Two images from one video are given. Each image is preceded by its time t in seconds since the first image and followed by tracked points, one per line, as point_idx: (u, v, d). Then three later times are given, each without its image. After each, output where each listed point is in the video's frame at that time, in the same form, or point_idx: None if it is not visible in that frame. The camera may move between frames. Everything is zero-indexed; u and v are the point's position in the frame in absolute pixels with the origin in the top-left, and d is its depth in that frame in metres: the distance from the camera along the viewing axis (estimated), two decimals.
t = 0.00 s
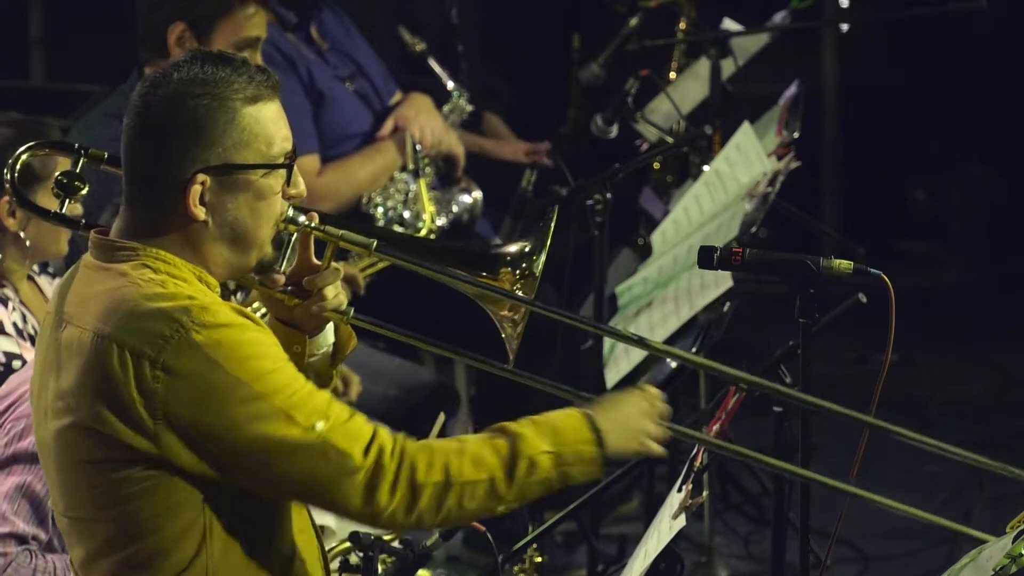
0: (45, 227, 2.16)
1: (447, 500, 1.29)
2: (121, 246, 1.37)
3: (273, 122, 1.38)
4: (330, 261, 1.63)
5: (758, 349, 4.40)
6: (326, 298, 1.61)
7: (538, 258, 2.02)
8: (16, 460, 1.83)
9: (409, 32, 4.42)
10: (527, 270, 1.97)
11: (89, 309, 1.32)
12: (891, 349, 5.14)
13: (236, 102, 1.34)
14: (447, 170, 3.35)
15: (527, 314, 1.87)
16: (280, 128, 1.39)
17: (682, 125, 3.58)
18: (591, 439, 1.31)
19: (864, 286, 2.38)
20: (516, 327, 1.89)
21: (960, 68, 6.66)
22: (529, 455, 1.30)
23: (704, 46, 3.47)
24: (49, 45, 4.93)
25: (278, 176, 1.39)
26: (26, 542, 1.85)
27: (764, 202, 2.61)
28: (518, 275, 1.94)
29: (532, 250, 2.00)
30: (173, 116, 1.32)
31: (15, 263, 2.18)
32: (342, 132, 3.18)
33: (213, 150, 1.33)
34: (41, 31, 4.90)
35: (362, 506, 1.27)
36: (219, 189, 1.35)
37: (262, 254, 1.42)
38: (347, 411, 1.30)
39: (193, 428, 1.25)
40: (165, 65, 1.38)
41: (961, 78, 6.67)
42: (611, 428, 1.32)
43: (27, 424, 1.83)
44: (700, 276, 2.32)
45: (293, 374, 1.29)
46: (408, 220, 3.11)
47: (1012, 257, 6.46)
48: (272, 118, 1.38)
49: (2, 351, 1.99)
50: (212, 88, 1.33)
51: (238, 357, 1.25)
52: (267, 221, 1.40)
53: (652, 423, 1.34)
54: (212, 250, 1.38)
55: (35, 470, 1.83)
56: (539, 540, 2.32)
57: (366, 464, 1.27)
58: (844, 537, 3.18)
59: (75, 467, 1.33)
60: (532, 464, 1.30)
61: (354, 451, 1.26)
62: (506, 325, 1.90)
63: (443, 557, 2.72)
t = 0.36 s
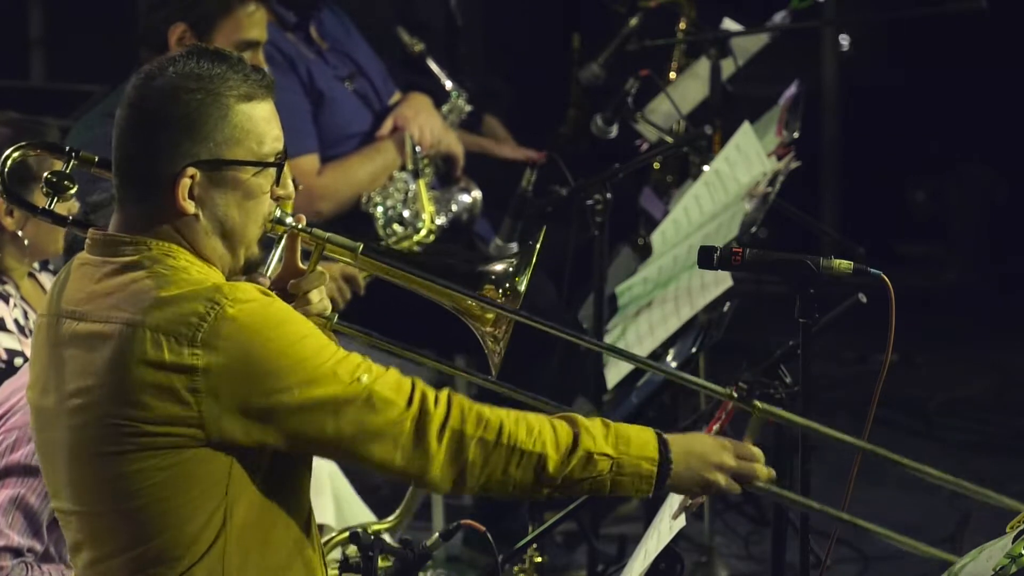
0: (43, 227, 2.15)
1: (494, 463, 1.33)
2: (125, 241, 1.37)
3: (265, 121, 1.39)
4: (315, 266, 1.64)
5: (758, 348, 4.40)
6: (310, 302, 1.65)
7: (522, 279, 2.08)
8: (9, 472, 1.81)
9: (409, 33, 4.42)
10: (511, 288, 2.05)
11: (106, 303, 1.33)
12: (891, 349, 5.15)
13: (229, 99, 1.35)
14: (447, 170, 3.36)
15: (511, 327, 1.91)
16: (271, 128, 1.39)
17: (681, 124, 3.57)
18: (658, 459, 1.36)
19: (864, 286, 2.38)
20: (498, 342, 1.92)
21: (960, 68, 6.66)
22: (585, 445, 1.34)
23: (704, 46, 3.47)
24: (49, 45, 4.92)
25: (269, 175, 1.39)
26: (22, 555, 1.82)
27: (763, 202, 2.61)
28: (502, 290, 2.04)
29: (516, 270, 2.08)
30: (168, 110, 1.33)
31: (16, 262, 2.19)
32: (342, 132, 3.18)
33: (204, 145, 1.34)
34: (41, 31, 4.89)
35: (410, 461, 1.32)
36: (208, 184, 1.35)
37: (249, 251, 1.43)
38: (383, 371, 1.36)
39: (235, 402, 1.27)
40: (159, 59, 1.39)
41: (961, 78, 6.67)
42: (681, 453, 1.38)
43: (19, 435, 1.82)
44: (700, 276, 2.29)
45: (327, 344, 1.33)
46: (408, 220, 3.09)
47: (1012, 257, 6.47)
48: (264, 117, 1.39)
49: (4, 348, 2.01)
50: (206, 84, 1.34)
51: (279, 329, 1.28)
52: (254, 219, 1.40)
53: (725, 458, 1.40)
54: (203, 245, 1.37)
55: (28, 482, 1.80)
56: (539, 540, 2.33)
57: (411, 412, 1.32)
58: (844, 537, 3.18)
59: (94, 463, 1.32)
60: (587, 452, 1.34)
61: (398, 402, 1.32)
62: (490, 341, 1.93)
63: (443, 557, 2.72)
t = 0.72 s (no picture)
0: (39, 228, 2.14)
1: (476, 482, 1.34)
2: (126, 245, 1.38)
3: (265, 118, 1.40)
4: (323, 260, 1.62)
5: (759, 348, 4.40)
6: (320, 297, 1.61)
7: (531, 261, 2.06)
8: None
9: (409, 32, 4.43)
10: (519, 272, 2.04)
11: (105, 305, 1.33)
12: (891, 349, 5.14)
13: (228, 97, 1.36)
14: (446, 170, 3.35)
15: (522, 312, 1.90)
16: (272, 124, 1.40)
17: (682, 125, 3.58)
18: (632, 446, 1.39)
19: (864, 286, 2.38)
20: (510, 328, 1.90)
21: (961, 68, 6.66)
22: (564, 450, 1.36)
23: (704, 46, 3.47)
24: (49, 45, 4.93)
25: (272, 170, 1.39)
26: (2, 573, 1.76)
27: (763, 202, 2.61)
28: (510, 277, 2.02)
29: (524, 253, 2.05)
30: (166, 111, 1.34)
31: (16, 262, 2.18)
32: (341, 132, 3.19)
33: (205, 144, 1.34)
34: (41, 31, 4.89)
35: (392, 487, 1.31)
36: (212, 183, 1.35)
37: (257, 250, 1.43)
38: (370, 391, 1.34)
39: (224, 414, 1.27)
40: (156, 62, 1.40)
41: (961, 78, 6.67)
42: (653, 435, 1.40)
43: None
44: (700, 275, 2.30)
45: (319, 359, 1.32)
46: (408, 220, 3.08)
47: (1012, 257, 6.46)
48: (263, 114, 1.40)
49: (6, 347, 2.02)
50: (203, 83, 1.35)
51: (268, 343, 1.28)
52: (259, 217, 1.40)
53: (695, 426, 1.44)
54: (208, 245, 1.38)
55: None
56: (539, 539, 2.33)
57: (396, 440, 1.31)
58: (844, 538, 3.18)
59: (95, 466, 1.34)
60: (566, 458, 1.35)
61: (383, 428, 1.31)
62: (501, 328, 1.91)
63: (443, 557, 2.72)
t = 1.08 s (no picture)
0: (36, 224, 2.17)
1: (431, 518, 1.36)
2: (132, 247, 1.38)
3: (277, 119, 1.40)
4: (337, 256, 1.65)
5: (760, 349, 4.40)
6: (334, 293, 1.66)
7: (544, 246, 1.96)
8: None
9: (409, 32, 4.42)
10: (533, 261, 1.93)
11: (103, 309, 1.34)
12: (891, 350, 5.14)
13: (239, 99, 1.35)
14: (446, 170, 3.36)
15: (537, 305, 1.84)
16: (284, 124, 1.41)
17: (682, 125, 3.58)
18: (554, 427, 1.43)
19: (864, 286, 2.38)
20: (524, 319, 1.85)
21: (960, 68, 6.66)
22: (501, 458, 1.39)
23: (704, 46, 3.47)
24: (49, 45, 4.92)
25: (285, 170, 1.39)
26: None
27: (764, 202, 2.61)
28: (525, 267, 1.91)
29: (538, 240, 1.96)
30: (177, 114, 1.33)
31: (14, 261, 2.17)
32: (342, 132, 3.18)
33: (219, 147, 1.34)
34: (41, 31, 4.89)
35: (354, 528, 1.31)
36: (226, 185, 1.35)
37: (272, 250, 1.43)
38: (349, 430, 1.35)
39: (210, 428, 1.27)
40: (166, 65, 1.39)
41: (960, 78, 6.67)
42: (569, 410, 1.46)
43: None
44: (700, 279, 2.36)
45: (305, 387, 1.32)
46: (408, 220, 3.10)
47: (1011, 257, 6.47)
48: (275, 115, 1.40)
49: (5, 347, 2.01)
50: (214, 85, 1.34)
51: (254, 364, 1.28)
52: (275, 218, 1.41)
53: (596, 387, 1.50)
54: (222, 247, 1.39)
55: None
56: (539, 539, 2.33)
57: (364, 485, 1.31)
58: (844, 538, 3.18)
59: (90, 470, 1.35)
60: (504, 466, 1.39)
61: (353, 473, 1.30)
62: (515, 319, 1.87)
63: (443, 557, 2.71)
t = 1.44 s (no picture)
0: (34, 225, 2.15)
1: (387, 523, 1.36)
2: (133, 249, 1.38)
3: (281, 119, 1.40)
4: (345, 254, 1.65)
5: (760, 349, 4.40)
6: (343, 290, 1.68)
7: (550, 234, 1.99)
8: None
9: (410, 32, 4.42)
10: (540, 248, 1.94)
11: (98, 310, 1.35)
12: (891, 350, 5.14)
13: (242, 102, 1.35)
14: (447, 170, 3.36)
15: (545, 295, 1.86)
16: (288, 125, 1.41)
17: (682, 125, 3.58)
18: (459, 391, 1.45)
19: (864, 286, 2.39)
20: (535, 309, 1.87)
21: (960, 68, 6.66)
22: (431, 444, 1.40)
23: (704, 46, 3.47)
24: (49, 45, 4.92)
25: (290, 171, 1.41)
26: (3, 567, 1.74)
27: (763, 202, 2.61)
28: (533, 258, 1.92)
29: (544, 228, 1.97)
30: (181, 118, 1.33)
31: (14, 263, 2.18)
32: (342, 132, 3.18)
33: (224, 150, 1.34)
34: (41, 31, 4.89)
35: (326, 545, 1.31)
36: (232, 189, 1.36)
37: (279, 249, 1.44)
38: (328, 450, 1.35)
39: (196, 435, 1.27)
40: (168, 67, 1.38)
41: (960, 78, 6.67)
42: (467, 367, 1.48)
43: None
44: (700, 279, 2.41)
45: (290, 401, 1.33)
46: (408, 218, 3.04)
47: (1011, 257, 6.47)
48: (279, 115, 1.40)
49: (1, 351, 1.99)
50: (217, 89, 1.34)
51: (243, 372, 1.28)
52: (281, 219, 1.42)
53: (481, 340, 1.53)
54: (229, 250, 1.39)
55: None
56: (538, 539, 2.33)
57: (336, 506, 1.31)
58: (844, 538, 3.18)
59: (81, 471, 1.35)
60: (435, 452, 1.41)
61: (328, 492, 1.30)
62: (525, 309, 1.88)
63: (443, 557, 2.71)
